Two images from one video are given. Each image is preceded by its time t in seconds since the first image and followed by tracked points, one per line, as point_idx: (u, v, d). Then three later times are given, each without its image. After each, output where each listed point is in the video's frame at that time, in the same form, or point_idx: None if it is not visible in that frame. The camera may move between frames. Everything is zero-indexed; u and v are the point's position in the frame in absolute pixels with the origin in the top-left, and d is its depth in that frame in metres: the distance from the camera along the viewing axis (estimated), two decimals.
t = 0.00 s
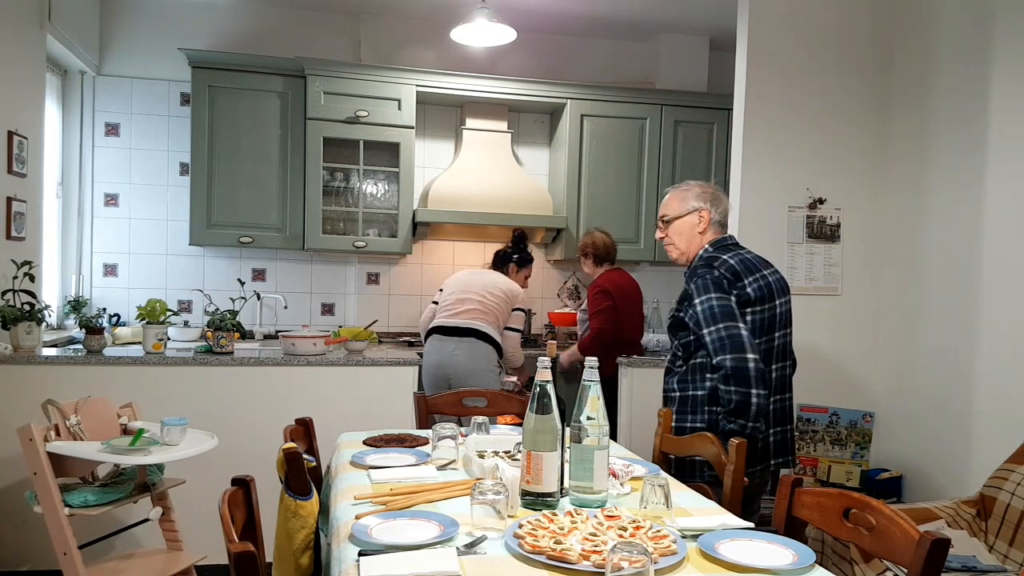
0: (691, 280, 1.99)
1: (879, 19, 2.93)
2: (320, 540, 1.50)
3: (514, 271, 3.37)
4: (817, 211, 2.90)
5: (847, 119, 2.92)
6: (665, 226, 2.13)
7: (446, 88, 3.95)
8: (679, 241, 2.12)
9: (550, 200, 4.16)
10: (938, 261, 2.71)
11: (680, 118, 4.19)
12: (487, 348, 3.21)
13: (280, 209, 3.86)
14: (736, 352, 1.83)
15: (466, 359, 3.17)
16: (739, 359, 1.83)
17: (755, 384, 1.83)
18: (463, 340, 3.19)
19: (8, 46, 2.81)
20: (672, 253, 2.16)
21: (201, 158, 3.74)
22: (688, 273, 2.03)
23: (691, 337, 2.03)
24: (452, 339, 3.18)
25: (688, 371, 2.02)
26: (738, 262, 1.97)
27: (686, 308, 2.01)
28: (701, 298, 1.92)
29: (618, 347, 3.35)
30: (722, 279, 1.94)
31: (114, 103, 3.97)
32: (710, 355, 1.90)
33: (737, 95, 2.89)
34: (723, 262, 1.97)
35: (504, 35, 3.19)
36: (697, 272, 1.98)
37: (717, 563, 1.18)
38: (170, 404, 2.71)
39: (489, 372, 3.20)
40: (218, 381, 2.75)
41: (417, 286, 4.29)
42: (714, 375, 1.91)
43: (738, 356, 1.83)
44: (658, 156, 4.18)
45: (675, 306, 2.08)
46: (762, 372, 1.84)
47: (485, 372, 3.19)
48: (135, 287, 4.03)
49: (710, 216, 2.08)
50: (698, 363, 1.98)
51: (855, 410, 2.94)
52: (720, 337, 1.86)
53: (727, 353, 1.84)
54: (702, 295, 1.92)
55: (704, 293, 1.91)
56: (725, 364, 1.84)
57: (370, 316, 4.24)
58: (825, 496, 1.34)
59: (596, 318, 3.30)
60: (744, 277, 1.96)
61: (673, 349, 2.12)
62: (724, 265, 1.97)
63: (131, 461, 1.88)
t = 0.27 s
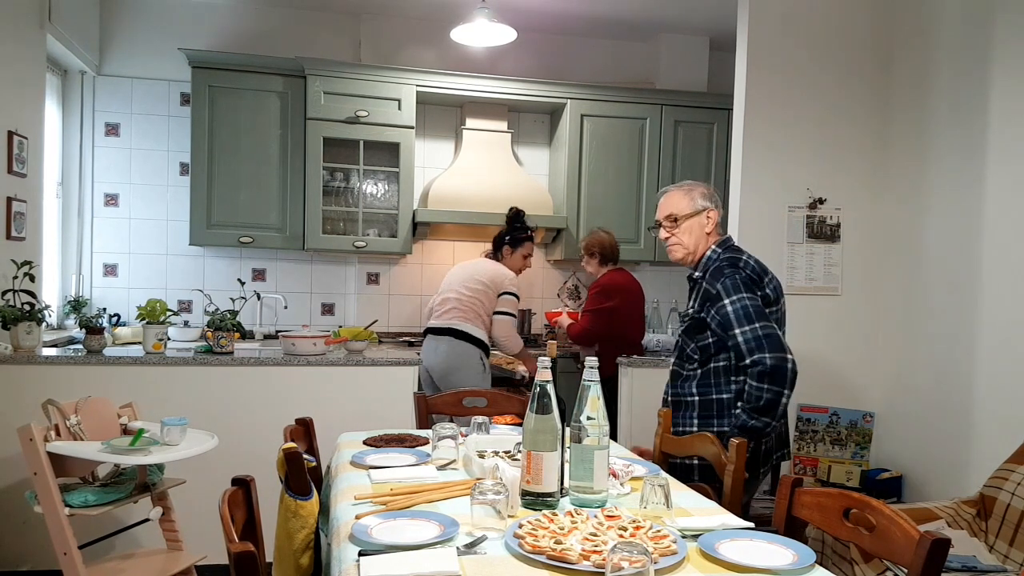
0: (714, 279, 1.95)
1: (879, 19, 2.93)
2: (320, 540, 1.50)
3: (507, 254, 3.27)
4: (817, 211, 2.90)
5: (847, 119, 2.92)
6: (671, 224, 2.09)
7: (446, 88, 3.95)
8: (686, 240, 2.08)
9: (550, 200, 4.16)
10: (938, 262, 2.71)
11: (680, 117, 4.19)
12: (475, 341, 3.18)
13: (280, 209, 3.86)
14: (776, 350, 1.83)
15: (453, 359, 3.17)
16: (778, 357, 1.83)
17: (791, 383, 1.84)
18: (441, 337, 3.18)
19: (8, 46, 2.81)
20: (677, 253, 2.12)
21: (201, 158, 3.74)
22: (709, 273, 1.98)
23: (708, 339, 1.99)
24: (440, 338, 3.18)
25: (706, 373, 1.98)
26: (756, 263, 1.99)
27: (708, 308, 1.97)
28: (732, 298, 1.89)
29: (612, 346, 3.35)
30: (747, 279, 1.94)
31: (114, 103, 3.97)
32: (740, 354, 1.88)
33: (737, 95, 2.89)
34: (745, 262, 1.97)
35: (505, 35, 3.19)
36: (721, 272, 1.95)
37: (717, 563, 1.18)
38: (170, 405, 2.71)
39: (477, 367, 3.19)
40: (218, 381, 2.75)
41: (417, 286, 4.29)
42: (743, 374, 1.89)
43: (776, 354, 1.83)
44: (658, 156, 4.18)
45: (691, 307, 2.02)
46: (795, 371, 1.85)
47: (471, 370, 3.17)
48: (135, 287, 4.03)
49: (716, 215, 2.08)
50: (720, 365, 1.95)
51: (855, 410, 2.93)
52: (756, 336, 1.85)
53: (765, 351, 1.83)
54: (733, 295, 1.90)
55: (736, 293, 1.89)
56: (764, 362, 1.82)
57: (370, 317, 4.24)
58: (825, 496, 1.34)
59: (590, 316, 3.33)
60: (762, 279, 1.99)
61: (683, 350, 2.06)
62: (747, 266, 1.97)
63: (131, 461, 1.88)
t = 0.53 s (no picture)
0: (728, 283, 1.94)
1: (879, 19, 2.93)
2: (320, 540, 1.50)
3: (501, 246, 3.23)
4: (817, 210, 2.90)
5: (847, 118, 2.92)
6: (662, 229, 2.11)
7: (446, 88, 3.95)
8: (674, 248, 2.08)
9: (550, 199, 4.16)
10: (938, 262, 2.71)
11: (680, 117, 4.19)
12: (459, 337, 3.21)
13: (280, 209, 3.86)
14: (797, 351, 1.83)
15: (446, 360, 3.20)
16: (799, 357, 1.82)
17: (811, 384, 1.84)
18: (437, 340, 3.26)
19: (8, 45, 2.81)
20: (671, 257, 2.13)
21: (202, 158, 3.74)
22: (721, 276, 1.97)
23: (721, 342, 1.97)
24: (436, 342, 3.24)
25: (720, 376, 1.97)
26: (766, 266, 1.99)
27: (722, 312, 1.96)
28: (749, 300, 1.89)
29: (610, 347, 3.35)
30: (761, 282, 1.94)
31: (114, 103, 3.97)
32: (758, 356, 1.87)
33: (738, 95, 2.89)
34: (756, 264, 1.96)
35: (505, 35, 3.19)
36: (734, 274, 1.94)
37: (717, 563, 1.18)
38: (170, 405, 2.71)
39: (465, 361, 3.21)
40: (218, 381, 2.75)
41: (417, 286, 4.29)
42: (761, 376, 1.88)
43: (797, 355, 1.83)
44: (658, 156, 4.18)
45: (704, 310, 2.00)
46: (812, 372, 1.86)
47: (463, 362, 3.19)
48: (135, 287, 4.03)
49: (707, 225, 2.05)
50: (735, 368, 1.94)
51: (855, 410, 2.91)
52: (776, 337, 1.84)
53: (787, 352, 1.83)
54: (750, 298, 1.89)
55: (754, 295, 1.88)
56: (787, 362, 1.82)
57: (370, 316, 4.24)
58: (826, 496, 1.34)
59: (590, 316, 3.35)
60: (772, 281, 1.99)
61: (693, 354, 2.04)
62: (758, 268, 1.97)
63: (131, 461, 1.88)
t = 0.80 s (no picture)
0: (712, 281, 1.96)
1: (879, 18, 2.93)
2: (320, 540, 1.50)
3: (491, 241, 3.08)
4: (817, 210, 2.90)
5: (848, 118, 2.92)
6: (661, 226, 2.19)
7: (447, 88, 3.95)
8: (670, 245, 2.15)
9: (551, 199, 4.16)
10: (938, 262, 2.71)
11: (681, 117, 4.19)
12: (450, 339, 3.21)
13: (280, 209, 3.86)
14: (773, 347, 1.83)
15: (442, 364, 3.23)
16: (774, 353, 1.83)
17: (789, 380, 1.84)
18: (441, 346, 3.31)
19: (8, 45, 2.81)
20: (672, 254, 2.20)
21: (202, 158, 3.75)
22: (707, 275, 1.99)
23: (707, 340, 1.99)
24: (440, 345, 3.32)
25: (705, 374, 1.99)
26: (754, 263, 1.98)
27: (707, 310, 1.98)
28: (729, 298, 1.90)
29: (613, 348, 3.34)
30: (745, 280, 1.94)
31: (114, 103, 3.97)
32: (735, 350, 1.88)
33: (738, 95, 2.89)
34: (743, 263, 1.97)
35: (505, 35, 3.19)
36: (719, 273, 1.95)
37: (717, 563, 1.18)
38: (170, 405, 2.71)
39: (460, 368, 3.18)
40: (218, 381, 2.74)
41: (417, 286, 4.29)
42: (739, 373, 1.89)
43: (773, 349, 1.83)
44: (658, 156, 4.18)
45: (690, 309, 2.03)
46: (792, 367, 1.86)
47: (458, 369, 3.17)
48: (135, 287, 4.03)
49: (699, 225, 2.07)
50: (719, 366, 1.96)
51: (855, 410, 2.91)
52: (754, 333, 1.84)
53: (763, 348, 1.83)
54: (731, 296, 1.90)
55: (734, 293, 1.89)
56: (760, 356, 1.82)
57: (370, 316, 4.24)
58: (826, 496, 1.34)
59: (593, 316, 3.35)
60: (760, 278, 1.98)
61: (684, 353, 2.07)
62: (745, 265, 1.97)
63: (131, 461, 1.88)
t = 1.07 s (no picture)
0: (686, 279, 1.98)
1: (879, 18, 2.93)
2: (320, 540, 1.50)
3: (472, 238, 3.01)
4: (818, 210, 2.90)
5: (848, 118, 2.92)
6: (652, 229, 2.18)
7: (447, 88, 3.95)
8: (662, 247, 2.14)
9: (551, 199, 4.16)
10: (939, 261, 2.71)
11: (681, 117, 4.19)
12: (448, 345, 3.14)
13: (280, 209, 3.87)
14: (726, 349, 1.83)
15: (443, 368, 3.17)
16: (726, 355, 1.83)
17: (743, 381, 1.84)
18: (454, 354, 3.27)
19: (9, 45, 2.81)
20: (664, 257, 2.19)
21: (202, 158, 3.75)
22: (683, 273, 2.01)
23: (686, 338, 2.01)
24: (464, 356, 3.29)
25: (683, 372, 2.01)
26: (731, 262, 1.96)
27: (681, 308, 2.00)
28: (697, 299, 1.90)
29: (614, 349, 3.34)
30: (718, 279, 1.94)
31: (114, 103, 3.97)
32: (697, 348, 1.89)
33: (738, 95, 2.89)
34: (718, 263, 1.97)
35: (506, 35, 3.19)
36: (694, 273, 1.96)
37: (718, 563, 1.18)
38: (171, 405, 2.71)
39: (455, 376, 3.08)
40: (219, 380, 2.74)
41: (417, 286, 4.29)
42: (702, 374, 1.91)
43: (726, 351, 1.83)
44: (659, 156, 4.18)
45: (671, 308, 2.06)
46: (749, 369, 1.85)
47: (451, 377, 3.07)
48: (135, 287, 4.03)
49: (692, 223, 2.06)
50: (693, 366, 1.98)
51: (856, 410, 2.94)
52: (711, 334, 1.85)
53: (716, 350, 1.84)
54: (698, 297, 1.90)
55: (700, 294, 1.89)
56: (712, 356, 1.84)
57: (370, 317, 4.24)
58: (826, 496, 1.34)
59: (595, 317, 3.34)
60: (739, 278, 1.96)
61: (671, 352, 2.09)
62: (720, 265, 1.97)
63: (132, 461, 1.88)
